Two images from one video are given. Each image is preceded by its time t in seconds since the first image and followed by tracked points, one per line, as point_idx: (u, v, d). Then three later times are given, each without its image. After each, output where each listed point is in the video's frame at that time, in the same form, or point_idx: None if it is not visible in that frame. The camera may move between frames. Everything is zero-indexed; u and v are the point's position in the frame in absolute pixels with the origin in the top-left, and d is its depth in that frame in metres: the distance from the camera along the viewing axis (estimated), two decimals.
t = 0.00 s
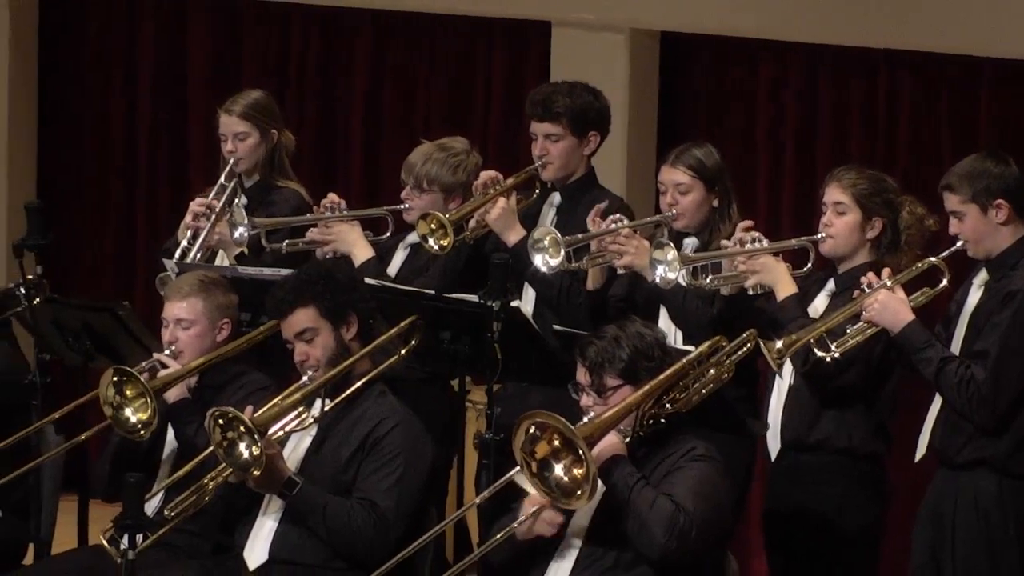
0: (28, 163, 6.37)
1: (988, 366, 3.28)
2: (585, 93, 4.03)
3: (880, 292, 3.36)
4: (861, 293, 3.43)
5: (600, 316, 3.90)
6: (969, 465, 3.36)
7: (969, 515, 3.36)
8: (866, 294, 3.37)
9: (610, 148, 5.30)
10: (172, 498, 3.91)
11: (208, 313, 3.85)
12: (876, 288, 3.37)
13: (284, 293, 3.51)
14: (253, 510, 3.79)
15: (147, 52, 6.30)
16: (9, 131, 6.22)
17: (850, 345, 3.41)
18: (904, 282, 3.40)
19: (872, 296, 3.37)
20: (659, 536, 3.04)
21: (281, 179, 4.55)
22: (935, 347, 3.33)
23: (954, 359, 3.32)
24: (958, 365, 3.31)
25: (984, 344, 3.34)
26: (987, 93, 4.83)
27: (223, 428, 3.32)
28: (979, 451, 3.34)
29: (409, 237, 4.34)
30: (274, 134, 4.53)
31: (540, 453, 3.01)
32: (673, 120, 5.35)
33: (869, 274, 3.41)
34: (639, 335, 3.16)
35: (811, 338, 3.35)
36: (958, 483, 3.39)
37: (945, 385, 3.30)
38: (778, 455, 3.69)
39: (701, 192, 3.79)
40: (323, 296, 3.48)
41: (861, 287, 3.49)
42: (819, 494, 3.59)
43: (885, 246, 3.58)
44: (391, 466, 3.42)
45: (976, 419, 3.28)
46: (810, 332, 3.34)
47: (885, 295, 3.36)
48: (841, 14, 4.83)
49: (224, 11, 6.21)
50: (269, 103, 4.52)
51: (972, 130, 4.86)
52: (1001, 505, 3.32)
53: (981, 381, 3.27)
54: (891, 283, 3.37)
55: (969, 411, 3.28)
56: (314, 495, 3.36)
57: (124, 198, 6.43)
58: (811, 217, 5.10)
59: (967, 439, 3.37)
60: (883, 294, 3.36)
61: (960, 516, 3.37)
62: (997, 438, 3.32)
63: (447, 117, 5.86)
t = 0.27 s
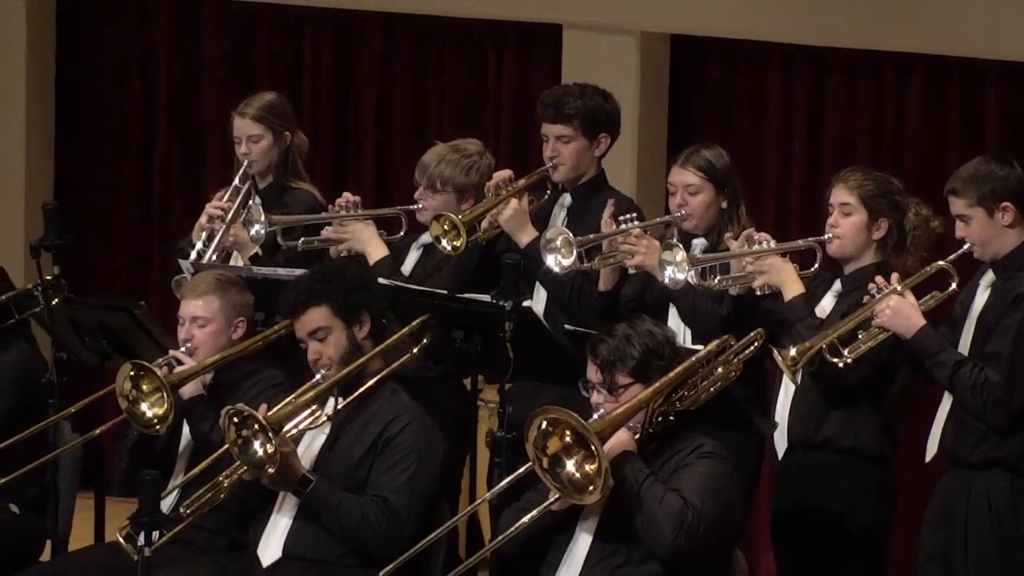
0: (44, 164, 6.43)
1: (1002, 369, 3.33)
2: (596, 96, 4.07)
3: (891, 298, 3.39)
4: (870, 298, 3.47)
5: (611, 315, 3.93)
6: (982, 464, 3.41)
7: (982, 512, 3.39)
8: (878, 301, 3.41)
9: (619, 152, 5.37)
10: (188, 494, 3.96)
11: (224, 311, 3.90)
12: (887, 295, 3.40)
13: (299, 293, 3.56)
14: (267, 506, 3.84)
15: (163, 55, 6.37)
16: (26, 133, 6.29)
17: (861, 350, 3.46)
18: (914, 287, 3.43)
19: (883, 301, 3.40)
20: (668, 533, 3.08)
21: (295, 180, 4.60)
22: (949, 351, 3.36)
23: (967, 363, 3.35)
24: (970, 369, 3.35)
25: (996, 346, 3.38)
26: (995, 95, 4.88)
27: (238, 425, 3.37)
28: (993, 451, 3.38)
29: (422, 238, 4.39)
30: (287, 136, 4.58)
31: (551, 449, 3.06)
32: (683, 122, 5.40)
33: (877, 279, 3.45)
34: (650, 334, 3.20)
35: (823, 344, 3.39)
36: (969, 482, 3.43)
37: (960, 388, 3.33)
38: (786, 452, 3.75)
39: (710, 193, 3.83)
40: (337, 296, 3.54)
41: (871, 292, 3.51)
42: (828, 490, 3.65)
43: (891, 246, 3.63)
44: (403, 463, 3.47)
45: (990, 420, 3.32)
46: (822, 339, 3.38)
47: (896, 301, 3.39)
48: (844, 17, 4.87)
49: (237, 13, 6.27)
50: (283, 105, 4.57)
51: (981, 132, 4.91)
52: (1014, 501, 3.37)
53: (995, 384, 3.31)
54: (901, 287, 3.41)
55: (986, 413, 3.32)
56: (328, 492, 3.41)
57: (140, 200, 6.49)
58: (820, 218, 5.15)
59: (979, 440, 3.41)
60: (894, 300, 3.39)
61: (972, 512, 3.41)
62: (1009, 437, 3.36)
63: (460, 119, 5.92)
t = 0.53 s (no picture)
0: (60, 164, 6.51)
1: (1016, 371, 3.38)
2: (606, 98, 4.11)
3: (903, 303, 3.42)
4: (881, 304, 3.48)
5: (623, 315, 3.97)
6: (994, 463, 3.45)
7: (993, 505, 3.45)
8: (889, 305, 3.44)
9: (628, 154, 5.40)
10: (203, 492, 4.00)
11: (237, 312, 3.95)
12: (898, 299, 3.43)
13: (312, 294, 3.60)
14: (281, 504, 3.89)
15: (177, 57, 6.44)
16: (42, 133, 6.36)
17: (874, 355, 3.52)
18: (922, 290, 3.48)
19: (895, 307, 3.43)
20: (677, 530, 3.12)
21: (308, 181, 4.64)
22: (962, 354, 3.41)
23: (981, 365, 3.40)
24: (985, 371, 3.39)
25: (1010, 348, 3.43)
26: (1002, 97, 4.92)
27: (251, 424, 3.42)
28: (1005, 450, 3.43)
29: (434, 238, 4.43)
30: (299, 138, 4.63)
31: (561, 450, 3.10)
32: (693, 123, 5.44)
33: (888, 283, 3.47)
34: (658, 335, 3.24)
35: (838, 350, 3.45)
36: (981, 480, 3.47)
37: (975, 389, 3.38)
38: (793, 451, 3.79)
39: (720, 194, 3.87)
40: (349, 297, 3.59)
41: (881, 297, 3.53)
42: (837, 488, 3.69)
43: (898, 246, 3.67)
44: (415, 461, 3.52)
45: (1005, 420, 3.37)
46: (837, 344, 3.44)
47: (908, 305, 3.43)
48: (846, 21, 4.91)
49: (250, 16, 6.33)
50: (295, 108, 4.62)
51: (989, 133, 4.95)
52: None
53: (1010, 385, 3.36)
54: (912, 292, 3.44)
55: (1001, 413, 3.37)
56: (341, 489, 3.46)
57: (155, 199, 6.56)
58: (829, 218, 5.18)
59: (992, 440, 3.45)
60: (906, 304, 3.43)
61: (985, 508, 3.46)
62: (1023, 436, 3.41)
63: (472, 120, 5.97)
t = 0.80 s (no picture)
0: (77, 163, 6.60)
1: None
2: (615, 101, 4.16)
3: (917, 305, 3.45)
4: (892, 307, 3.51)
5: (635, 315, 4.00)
6: (1006, 462, 3.49)
7: (1005, 504, 3.48)
8: (902, 307, 3.46)
9: (639, 155, 5.48)
10: (218, 490, 4.06)
11: (249, 312, 3.98)
12: (911, 300, 3.46)
13: (325, 294, 3.65)
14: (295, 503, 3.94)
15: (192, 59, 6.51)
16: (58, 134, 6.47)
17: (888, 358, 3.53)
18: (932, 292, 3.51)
19: (908, 309, 3.46)
20: (686, 529, 3.16)
21: (320, 184, 4.69)
22: (977, 354, 3.45)
23: (995, 365, 3.44)
24: (999, 372, 3.43)
25: None
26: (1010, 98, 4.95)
27: (265, 422, 3.47)
28: (1017, 449, 3.47)
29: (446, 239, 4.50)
30: (312, 140, 4.67)
31: (570, 448, 3.15)
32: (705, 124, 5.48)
33: (899, 287, 3.50)
34: (667, 336, 3.29)
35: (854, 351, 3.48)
36: (993, 479, 3.51)
37: (990, 389, 3.42)
38: (803, 450, 3.82)
39: (730, 196, 3.91)
40: (363, 298, 3.63)
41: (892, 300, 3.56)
42: (847, 487, 3.73)
43: (906, 247, 3.70)
44: (428, 460, 3.56)
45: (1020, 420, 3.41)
46: (854, 345, 3.47)
47: (920, 307, 3.45)
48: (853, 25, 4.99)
49: (265, 19, 6.39)
50: (307, 111, 4.66)
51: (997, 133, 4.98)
52: None
53: None
54: (923, 294, 3.47)
55: (1016, 413, 3.41)
56: (354, 488, 3.51)
57: (170, 200, 6.63)
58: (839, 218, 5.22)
59: (1006, 439, 3.48)
60: (919, 305, 3.45)
61: (996, 506, 3.50)
62: None
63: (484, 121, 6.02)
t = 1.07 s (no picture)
0: (93, 148, 6.76)
1: None
2: (624, 89, 4.20)
3: (929, 290, 3.51)
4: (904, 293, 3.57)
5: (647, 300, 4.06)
6: (1019, 446, 3.55)
7: (1015, 488, 3.53)
8: (914, 294, 3.52)
9: (649, 143, 5.50)
10: (234, 474, 4.12)
11: (264, 299, 4.04)
12: (923, 286, 3.52)
13: (339, 280, 3.70)
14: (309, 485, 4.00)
15: (207, 51, 6.61)
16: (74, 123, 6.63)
17: (900, 344, 3.58)
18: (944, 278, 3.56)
19: (921, 294, 3.51)
20: (696, 513, 3.22)
21: (332, 171, 4.74)
22: (989, 341, 3.50)
23: (1007, 351, 3.49)
24: (1011, 357, 3.48)
25: None
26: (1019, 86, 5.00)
27: (281, 409, 3.51)
28: None
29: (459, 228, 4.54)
30: (324, 128, 4.72)
31: (581, 436, 3.20)
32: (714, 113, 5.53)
33: (912, 273, 3.56)
34: (675, 321, 3.33)
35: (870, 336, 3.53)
36: (1004, 463, 3.57)
37: (1002, 375, 3.47)
38: (812, 434, 3.87)
39: (740, 183, 3.96)
40: (376, 284, 3.68)
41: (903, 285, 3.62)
42: (856, 471, 3.78)
43: (914, 233, 3.75)
44: (441, 445, 3.62)
45: None
46: (869, 330, 3.52)
47: (933, 292, 3.51)
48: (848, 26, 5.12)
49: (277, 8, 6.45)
50: (319, 99, 4.71)
51: (1005, 121, 5.02)
52: None
53: None
54: (935, 279, 3.52)
55: None
56: (369, 473, 3.57)
57: (184, 189, 6.71)
58: (847, 206, 5.26)
59: (1016, 425, 3.55)
60: (931, 291, 3.51)
61: (1006, 490, 3.55)
62: None
63: (495, 109, 6.07)
